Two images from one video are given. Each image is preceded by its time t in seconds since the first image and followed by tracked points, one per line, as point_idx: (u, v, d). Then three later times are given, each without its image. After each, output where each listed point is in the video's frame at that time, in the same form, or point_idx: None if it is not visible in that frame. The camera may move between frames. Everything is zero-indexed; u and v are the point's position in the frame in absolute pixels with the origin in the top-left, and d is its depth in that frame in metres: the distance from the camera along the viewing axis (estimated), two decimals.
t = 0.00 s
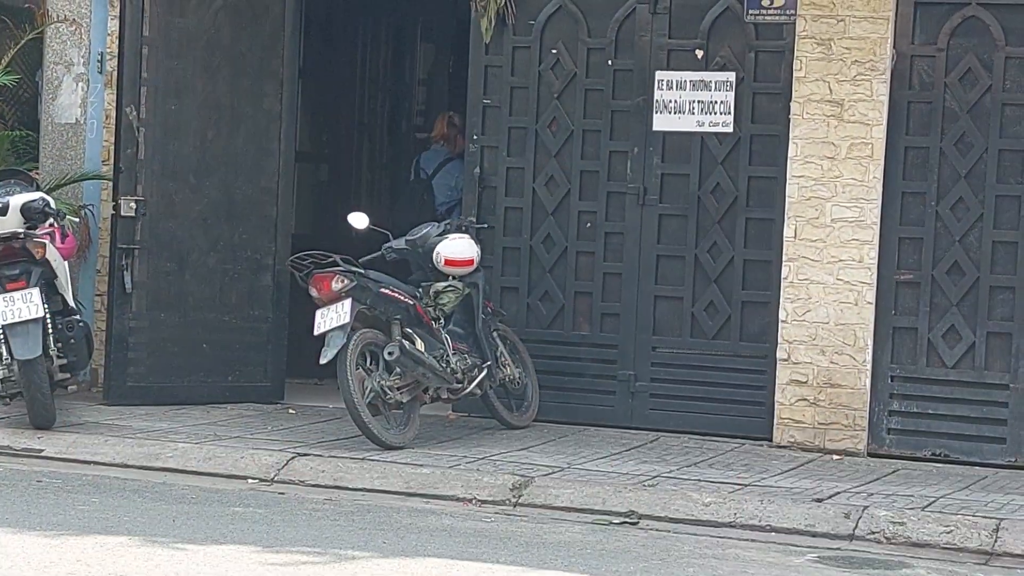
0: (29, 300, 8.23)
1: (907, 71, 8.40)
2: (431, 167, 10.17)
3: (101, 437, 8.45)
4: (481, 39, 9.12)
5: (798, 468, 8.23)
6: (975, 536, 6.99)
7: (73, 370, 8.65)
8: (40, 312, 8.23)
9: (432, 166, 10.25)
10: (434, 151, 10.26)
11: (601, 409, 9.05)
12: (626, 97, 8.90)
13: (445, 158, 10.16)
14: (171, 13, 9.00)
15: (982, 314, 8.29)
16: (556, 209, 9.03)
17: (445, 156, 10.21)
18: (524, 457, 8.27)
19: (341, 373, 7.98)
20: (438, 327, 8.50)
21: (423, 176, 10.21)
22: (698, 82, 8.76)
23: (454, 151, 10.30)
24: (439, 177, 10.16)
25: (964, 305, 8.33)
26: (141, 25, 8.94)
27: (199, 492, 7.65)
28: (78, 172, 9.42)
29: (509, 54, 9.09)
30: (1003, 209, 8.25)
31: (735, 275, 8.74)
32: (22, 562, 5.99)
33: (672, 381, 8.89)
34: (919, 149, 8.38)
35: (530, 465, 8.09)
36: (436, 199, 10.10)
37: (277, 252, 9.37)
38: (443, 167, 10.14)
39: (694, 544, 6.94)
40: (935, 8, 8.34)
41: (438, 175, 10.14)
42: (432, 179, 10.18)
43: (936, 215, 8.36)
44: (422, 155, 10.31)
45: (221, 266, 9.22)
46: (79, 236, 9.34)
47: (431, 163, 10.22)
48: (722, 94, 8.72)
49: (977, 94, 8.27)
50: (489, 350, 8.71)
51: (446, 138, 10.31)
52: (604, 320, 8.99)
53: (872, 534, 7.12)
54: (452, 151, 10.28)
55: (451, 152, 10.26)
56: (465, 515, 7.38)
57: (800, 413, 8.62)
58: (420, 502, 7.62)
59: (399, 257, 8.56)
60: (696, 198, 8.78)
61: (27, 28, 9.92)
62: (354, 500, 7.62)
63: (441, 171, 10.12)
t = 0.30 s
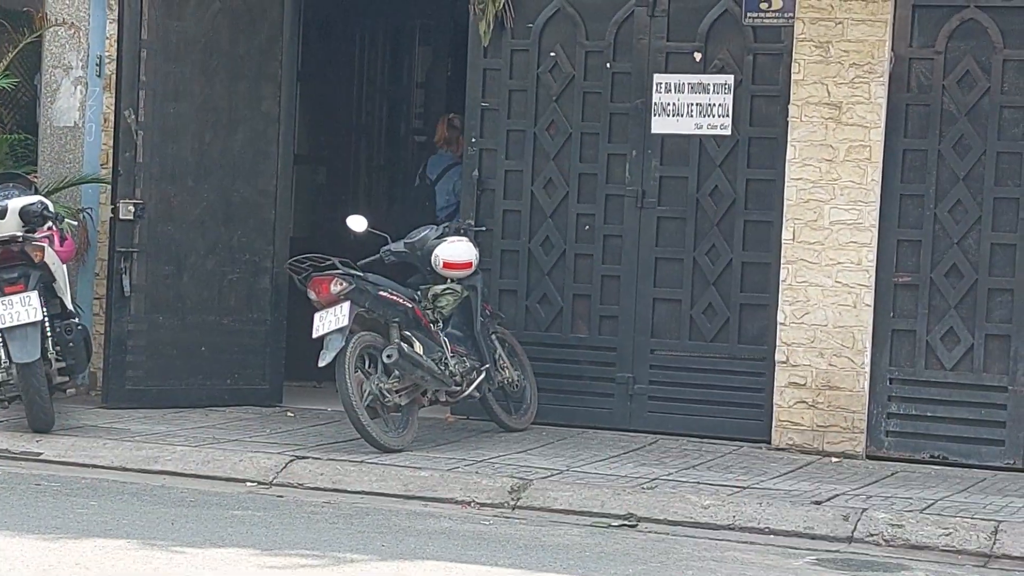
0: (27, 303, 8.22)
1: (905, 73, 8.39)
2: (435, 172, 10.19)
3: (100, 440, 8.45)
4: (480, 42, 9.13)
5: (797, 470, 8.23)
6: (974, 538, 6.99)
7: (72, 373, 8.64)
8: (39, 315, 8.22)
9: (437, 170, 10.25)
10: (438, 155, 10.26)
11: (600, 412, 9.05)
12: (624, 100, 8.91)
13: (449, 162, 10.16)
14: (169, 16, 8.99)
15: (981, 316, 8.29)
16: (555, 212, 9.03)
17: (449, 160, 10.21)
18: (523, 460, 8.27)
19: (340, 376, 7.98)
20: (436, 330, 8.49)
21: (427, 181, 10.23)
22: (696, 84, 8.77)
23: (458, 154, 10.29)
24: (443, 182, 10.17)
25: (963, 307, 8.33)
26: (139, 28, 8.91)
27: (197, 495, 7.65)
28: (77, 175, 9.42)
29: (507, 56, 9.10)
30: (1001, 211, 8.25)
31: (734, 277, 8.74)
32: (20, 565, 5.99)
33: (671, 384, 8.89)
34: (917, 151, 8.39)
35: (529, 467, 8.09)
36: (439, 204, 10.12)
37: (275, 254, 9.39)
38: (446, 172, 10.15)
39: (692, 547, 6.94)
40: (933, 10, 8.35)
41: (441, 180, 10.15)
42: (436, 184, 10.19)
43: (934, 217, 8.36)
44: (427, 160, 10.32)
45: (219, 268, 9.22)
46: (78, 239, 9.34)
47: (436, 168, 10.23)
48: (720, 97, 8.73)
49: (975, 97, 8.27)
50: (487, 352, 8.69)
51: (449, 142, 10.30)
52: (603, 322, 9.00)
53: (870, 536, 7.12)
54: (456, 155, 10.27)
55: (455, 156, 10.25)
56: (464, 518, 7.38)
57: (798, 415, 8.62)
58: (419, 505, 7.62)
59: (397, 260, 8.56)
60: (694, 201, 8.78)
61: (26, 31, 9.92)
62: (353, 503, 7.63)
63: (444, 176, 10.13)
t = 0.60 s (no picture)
0: (26, 309, 8.24)
1: (904, 78, 8.40)
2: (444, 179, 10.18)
3: (98, 445, 8.45)
4: (478, 47, 9.13)
5: (796, 475, 8.23)
6: (973, 543, 6.98)
7: (72, 378, 8.64)
8: (38, 320, 8.23)
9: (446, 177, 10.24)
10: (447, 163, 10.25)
11: (599, 417, 9.05)
12: (623, 105, 8.91)
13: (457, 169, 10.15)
14: (167, 21, 9.01)
15: (980, 321, 8.29)
16: (554, 217, 9.03)
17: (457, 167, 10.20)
18: (522, 465, 8.27)
19: (339, 381, 7.97)
20: (436, 335, 8.48)
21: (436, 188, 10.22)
22: (695, 89, 8.77)
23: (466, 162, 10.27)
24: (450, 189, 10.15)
25: (962, 312, 8.33)
26: (138, 34, 8.94)
27: (196, 500, 7.65)
28: (75, 180, 9.42)
29: (506, 62, 9.10)
30: (1000, 216, 8.25)
31: (733, 282, 8.74)
32: (19, 570, 5.99)
33: (670, 389, 8.89)
34: (916, 156, 8.39)
35: (528, 472, 8.09)
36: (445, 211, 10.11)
37: (274, 260, 9.38)
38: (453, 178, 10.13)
39: (692, 552, 6.94)
40: (932, 16, 8.35)
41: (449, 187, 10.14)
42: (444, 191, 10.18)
43: (933, 222, 8.36)
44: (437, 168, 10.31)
45: (219, 274, 9.22)
46: (76, 244, 9.35)
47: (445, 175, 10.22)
48: (719, 102, 8.73)
49: (974, 101, 8.28)
50: (486, 357, 8.69)
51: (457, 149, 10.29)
52: (602, 327, 8.99)
53: (869, 541, 7.11)
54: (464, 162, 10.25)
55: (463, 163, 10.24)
56: (463, 523, 7.37)
57: (798, 420, 8.62)
58: (418, 511, 7.62)
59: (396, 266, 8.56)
60: (693, 206, 8.78)
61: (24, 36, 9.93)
62: (352, 508, 7.62)
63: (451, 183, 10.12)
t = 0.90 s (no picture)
0: (24, 311, 8.23)
1: (901, 81, 8.41)
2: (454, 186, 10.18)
3: (96, 447, 8.45)
4: (476, 49, 9.13)
5: (793, 478, 8.23)
6: (971, 545, 6.99)
7: (69, 381, 8.63)
8: (36, 323, 8.22)
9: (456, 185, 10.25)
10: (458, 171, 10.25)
11: (597, 419, 9.05)
12: (621, 107, 8.91)
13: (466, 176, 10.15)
14: (165, 24, 9.01)
15: (977, 323, 8.29)
16: (552, 219, 9.03)
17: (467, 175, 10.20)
18: (520, 467, 8.27)
19: (336, 384, 7.96)
20: (433, 337, 8.49)
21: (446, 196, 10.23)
22: (693, 91, 8.78)
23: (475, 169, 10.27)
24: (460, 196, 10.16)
25: (960, 314, 8.33)
26: (136, 36, 8.94)
27: (194, 503, 7.64)
28: (73, 183, 9.42)
29: (505, 64, 9.10)
30: (998, 218, 8.25)
31: (731, 284, 8.74)
32: (17, 572, 5.99)
33: (668, 392, 8.89)
34: (914, 158, 8.40)
35: (526, 475, 8.09)
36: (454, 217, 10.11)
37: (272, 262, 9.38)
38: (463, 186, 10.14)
39: (690, 554, 6.94)
40: (929, 18, 8.36)
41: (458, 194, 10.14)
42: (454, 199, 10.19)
43: (931, 224, 8.36)
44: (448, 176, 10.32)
45: (216, 276, 9.22)
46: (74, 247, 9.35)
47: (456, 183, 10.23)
48: (717, 105, 8.74)
49: (972, 104, 8.28)
50: (484, 360, 8.69)
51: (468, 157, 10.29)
52: (600, 330, 9.00)
53: (867, 543, 7.12)
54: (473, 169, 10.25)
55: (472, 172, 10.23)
56: (461, 525, 7.37)
57: (795, 422, 8.62)
58: (416, 513, 7.61)
59: (394, 269, 8.56)
60: (691, 208, 8.78)
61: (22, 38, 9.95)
62: (350, 510, 7.62)
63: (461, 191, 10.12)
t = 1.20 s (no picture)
0: (21, 311, 8.22)
1: (899, 81, 8.41)
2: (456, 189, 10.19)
3: (93, 447, 8.44)
4: (474, 49, 9.13)
5: (791, 477, 8.23)
6: (968, 545, 6.99)
7: (66, 380, 8.63)
8: (33, 322, 8.21)
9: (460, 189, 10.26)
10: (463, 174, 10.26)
11: (594, 419, 9.05)
12: (619, 107, 8.91)
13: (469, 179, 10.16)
14: (162, 23, 8.99)
15: (974, 323, 8.30)
16: (549, 218, 9.03)
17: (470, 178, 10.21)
18: (518, 467, 8.27)
19: (334, 384, 7.96)
20: (430, 337, 8.49)
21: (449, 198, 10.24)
22: (691, 91, 8.78)
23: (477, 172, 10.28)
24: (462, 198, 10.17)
25: (957, 314, 8.34)
26: (133, 35, 8.93)
27: (191, 502, 7.64)
28: (70, 182, 9.41)
29: (502, 63, 9.10)
30: (994, 218, 8.26)
31: (728, 284, 8.74)
32: (13, 572, 5.99)
33: (665, 391, 8.90)
34: (911, 158, 8.40)
35: (524, 474, 8.09)
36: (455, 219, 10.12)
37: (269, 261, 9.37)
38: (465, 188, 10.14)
39: (687, 554, 6.94)
40: (927, 18, 8.36)
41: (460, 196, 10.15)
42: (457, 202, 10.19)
43: (928, 224, 8.37)
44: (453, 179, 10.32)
45: (213, 276, 9.22)
46: (72, 246, 9.35)
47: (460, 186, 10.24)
48: (714, 104, 8.74)
49: (969, 104, 8.28)
50: (481, 360, 8.69)
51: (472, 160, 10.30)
52: (597, 330, 9.00)
53: (864, 543, 7.12)
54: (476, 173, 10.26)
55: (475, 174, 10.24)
56: (458, 525, 7.37)
57: (793, 422, 8.63)
58: (414, 513, 7.61)
59: (392, 269, 8.58)
60: (689, 208, 8.79)
61: (19, 37, 9.94)
62: (347, 510, 7.62)
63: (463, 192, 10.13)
